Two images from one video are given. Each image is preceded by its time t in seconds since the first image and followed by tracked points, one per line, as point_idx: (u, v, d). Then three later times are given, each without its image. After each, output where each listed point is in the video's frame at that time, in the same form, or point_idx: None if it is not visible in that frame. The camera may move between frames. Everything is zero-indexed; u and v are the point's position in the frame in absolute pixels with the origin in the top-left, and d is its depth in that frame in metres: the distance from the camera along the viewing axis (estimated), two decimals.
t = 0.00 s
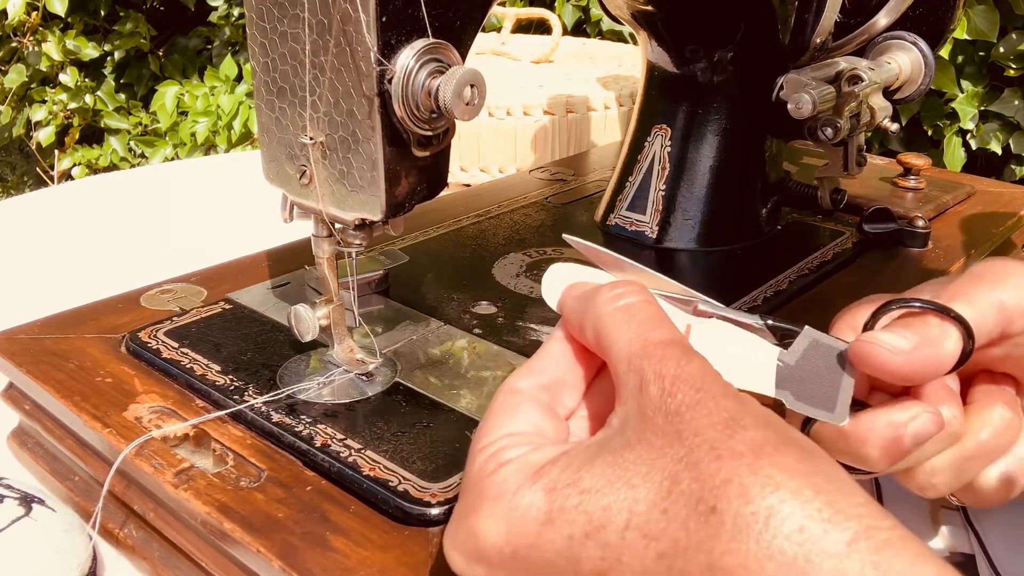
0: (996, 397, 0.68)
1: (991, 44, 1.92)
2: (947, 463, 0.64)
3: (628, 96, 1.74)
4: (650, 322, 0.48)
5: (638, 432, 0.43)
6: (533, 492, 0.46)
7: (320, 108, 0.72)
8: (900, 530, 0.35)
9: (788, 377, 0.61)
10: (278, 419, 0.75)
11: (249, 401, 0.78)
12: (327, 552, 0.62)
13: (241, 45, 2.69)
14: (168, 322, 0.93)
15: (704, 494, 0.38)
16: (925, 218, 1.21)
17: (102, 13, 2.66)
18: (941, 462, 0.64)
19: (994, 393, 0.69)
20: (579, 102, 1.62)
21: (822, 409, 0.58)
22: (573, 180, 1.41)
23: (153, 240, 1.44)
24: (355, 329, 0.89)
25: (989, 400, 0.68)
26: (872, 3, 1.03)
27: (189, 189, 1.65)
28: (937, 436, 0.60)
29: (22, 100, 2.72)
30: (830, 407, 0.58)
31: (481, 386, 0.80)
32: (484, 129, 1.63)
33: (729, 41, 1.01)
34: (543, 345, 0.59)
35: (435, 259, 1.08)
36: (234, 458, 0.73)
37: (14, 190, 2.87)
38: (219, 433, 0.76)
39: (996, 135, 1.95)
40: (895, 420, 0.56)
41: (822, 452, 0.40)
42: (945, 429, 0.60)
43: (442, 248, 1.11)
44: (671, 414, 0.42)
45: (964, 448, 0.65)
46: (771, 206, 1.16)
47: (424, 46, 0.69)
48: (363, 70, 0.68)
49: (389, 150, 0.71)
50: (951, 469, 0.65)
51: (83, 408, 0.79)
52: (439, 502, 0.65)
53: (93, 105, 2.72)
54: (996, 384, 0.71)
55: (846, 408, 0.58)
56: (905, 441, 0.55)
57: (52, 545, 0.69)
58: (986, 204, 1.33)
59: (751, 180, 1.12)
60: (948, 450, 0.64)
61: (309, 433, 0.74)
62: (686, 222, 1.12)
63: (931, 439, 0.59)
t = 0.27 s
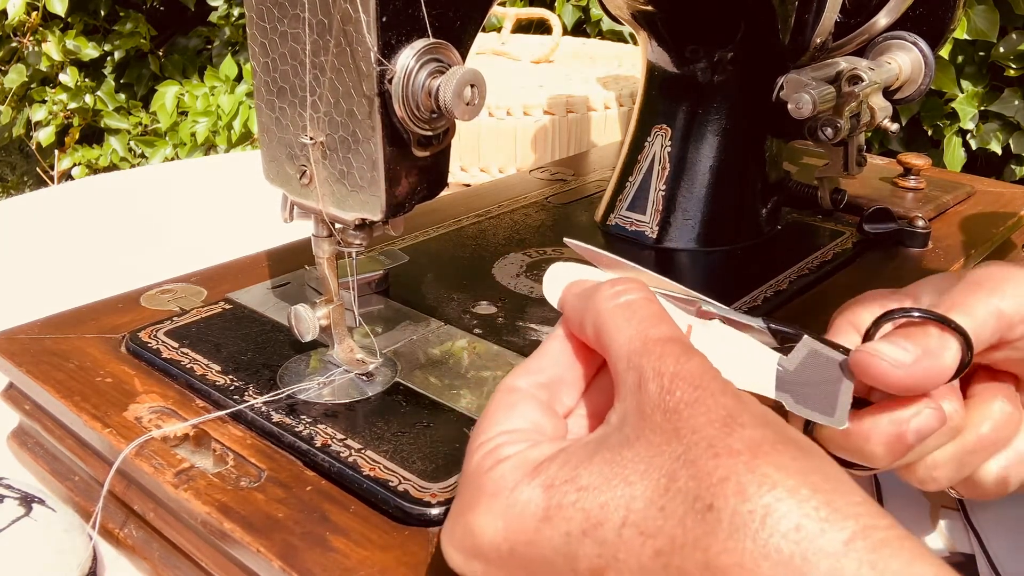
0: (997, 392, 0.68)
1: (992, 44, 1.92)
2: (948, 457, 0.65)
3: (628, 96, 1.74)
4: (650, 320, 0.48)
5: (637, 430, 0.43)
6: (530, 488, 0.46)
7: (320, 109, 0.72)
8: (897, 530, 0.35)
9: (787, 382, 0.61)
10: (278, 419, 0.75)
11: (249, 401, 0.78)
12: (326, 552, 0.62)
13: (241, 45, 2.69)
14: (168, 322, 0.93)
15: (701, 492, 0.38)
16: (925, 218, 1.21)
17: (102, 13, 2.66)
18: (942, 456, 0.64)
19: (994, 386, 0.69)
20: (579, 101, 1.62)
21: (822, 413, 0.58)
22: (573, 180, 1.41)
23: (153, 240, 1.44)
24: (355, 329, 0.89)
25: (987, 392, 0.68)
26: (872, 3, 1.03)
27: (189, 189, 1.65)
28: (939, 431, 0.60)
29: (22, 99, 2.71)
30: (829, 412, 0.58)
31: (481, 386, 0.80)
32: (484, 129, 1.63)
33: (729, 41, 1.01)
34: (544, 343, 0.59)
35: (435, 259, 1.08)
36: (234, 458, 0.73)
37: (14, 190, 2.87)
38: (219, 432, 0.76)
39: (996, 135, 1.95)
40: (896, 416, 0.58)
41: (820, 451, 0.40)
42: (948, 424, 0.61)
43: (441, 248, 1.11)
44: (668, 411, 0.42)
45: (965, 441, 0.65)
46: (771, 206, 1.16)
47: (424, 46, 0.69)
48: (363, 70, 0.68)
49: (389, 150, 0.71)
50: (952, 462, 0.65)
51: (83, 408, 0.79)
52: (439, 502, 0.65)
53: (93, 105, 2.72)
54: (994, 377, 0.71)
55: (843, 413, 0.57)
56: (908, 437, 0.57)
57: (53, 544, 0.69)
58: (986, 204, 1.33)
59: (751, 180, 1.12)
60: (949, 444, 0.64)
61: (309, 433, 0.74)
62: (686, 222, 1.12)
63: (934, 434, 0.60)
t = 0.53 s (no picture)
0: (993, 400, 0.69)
1: (992, 44, 1.92)
2: (942, 467, 0.64)
3: (629, 95, 1.74)
4: (671, 309, 0.49)
5: (657, 419, 0.43)
6: (551, 476, 0.46)
7: (320, 108, 0.72)
8: (916, 521, 0.34)
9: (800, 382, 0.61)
10: (278, 419, 0.75)
11: (249, 401, 0.78)
12: (326, 552, 0.62)
13: (241, 45, 2.69)
14: (168, 322, 0.93)
15: (722, 481, 0.38)
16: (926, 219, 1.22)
17: (102, 13, 2.66)
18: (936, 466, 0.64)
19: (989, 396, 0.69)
20: (579, 101, 1.63)
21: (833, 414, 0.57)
22: (573, 180, 1.41)
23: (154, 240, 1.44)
24: (355, 329, 0.89)
25: (987, 403, 0.67)
26: (873, 2, 1.03)
27: (189, 189, 1.65)
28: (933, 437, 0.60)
29: (22, 100, 2.71)
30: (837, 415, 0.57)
31: (481, 387, 0.80)
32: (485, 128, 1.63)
33: (729, 41, 1.01)
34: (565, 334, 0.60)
35: (436, 258, 1.08)
36: (233, 459, 0.73)
37: (14, 190, 2.87)
38: (219, 433, 0.77)
39: (997, 135, 1.95)
40: (891, 417, 0.58)
41: (838, 442, 0.40)
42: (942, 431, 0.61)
43: (443, 247, 1.11)
44: (688, 401, 0.42)
45: (959, 453, 0.64)
46: (771, 206, 1.16)
47: (423, 46, 0.70)
48: (363, 70, 0.68)
49: (389, 150, 0.71)
50: (946, 473, 0.64)
51: (83, 408, 0.79)
52: (439, 502, 0.65)
53: (93, 105, 2.72)
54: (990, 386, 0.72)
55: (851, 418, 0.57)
56: (902, 438, 0.57)
57: (54, 541, 0.69)
58: (987, 204, 1.33)
59: (751, 179, 1.12)
60: (943, 454, 0.64)
61: (309, 433, 0.74)
62: (687, 222, 1.11)
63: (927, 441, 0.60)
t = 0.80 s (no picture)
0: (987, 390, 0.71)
1: (992, 44, 1.91)
2: (935, 459, 0.64)
3: (629, 95, 1.74)
4: (681, 308, 0.49)
5: (666, 417, 0.43)
6: (559, 473, 0.46)
7: (320, 108, 0.72)
8: (927, 524, 0.34)
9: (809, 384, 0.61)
10: (278, 419, 0.75)
11: (249, 401, 0.78)
12: (326, 552, 0.62)
13: (241, 45, 2.69)
14: (168, 322, 0.92)
15: (732, 480, 0.37)
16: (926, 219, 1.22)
17: (102, 13, 2.66)
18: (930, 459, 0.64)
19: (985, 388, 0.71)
20: (579, 101, 1.63)
21: (843, 416, 0.57)
22: (573, 180, 1.41)
23: (154, 241, 1.44)
24: (355, 328, 0.89)
25: (982, 396, 0.68)
26: (873, 2, 1.03)
27: (189, 189, 1.65)
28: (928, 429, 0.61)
29: (22, 100, 2.71)
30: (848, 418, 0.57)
31: (480, 387, 0.80)
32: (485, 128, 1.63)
33: (729, 41, 1.01)
34: (573, 333, 0.61)
35: (437, 258, 1.08)
36: (233, 458, 0.73)
37: (14, 190, 2.87)
38: (219, 432, 0.77)
39: (997, 135, 1.95)
40: (885, 412, 0.58)
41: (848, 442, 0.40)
42: (936, 423, 0.61)
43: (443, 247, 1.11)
44: (699, 400, 0.41)
45: (953, 446, 0.64)
46: (771, 206, 1.17)
47: (423, 46, 0.70)
48: (363, 70, 0.68)
49: (389, 150, 0.71)
50: (942, 465, 0.64)
51: (83, 408, 0.79)
52: (439, 502, 0.65)
53: (93, 105, 2.72)
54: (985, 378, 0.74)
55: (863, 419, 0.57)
56: (896, 432, 0.57)
57: (54, 541, 0.69)
58: (987, 203, 1.33)
59: (751, 179, 1.12)
60: (936, 447, 0.64)
61: (309, 433, 0.74)
62: (686, 222, 1.11)
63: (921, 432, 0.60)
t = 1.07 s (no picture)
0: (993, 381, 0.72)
1: (992, 44, 1.91)
2: (943, 449, 0.65)
3: (629, 95, 1.74)
4: (685, 305, 0.49)
5: (669, 417, 0.42)
6: (561, 474, 0.46)
7: (320, 108, 0.72)
8: (930, 525, 0.34)
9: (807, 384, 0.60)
10: (278, 419, 0.75)
11: (249, 401, 0.78)
12: (326, 552, 0.62)
13: (241, 45, 2.69)
14: (168, 322, 0.92)
15: (734, 481, 0.37)
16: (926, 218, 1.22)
17: (102, 13, 2.66)
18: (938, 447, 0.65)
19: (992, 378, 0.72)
20: (579, 101, 1.63)
21: (843, 418, 0.57)
22: (573, 180, 1.41)
23: (154, 241, 1.44)
24: (355, 328, 0.89)
25: (988, 385, 0.70)
26: (873, 2, 1.03)
27: (190, 188, 1.65)
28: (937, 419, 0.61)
29: (22, 100, 2.71)
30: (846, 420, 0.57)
31: (481, 387, 0.80)
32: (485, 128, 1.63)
33: (729, 41, 1.01)
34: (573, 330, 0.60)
35: (437, 258, 1.08)
36: (233, 459, 0.73)
37: (14, 190, 2.87)
38: (219, 433, 0.76)
39: (997, 135, 1.95)
40: (894, 401, 0.58)
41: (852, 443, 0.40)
42: (945, 412, 0.62)
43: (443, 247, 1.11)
44: (701, 399, 0.41)
45: (961, 435, 0.66)
46: (771, 206, 1.16)
47: (423, 46, 0.70)
48: (363, 70, 0.68)
49: (389, 150, 0.71)
50: (949, 454, 0.66)
51: (83, 408, 0.79)
52: (439, 502, 0.65)
53: (93, 105, 2.72)
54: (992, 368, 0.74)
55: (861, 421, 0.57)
56: (904, 422, 0.58)
57: (54, 541, 0.69)
58: (987, 203, 1.33)
59: (751, 179, 1.12)
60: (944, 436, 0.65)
61: (309, 433, 0.74)
62: (686, 222, 1.11)
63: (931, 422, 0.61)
